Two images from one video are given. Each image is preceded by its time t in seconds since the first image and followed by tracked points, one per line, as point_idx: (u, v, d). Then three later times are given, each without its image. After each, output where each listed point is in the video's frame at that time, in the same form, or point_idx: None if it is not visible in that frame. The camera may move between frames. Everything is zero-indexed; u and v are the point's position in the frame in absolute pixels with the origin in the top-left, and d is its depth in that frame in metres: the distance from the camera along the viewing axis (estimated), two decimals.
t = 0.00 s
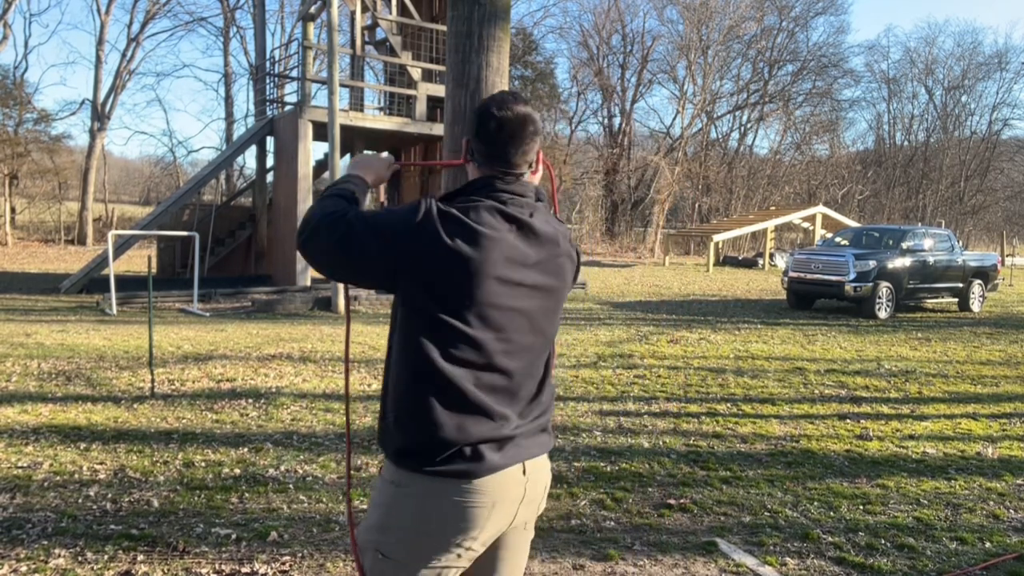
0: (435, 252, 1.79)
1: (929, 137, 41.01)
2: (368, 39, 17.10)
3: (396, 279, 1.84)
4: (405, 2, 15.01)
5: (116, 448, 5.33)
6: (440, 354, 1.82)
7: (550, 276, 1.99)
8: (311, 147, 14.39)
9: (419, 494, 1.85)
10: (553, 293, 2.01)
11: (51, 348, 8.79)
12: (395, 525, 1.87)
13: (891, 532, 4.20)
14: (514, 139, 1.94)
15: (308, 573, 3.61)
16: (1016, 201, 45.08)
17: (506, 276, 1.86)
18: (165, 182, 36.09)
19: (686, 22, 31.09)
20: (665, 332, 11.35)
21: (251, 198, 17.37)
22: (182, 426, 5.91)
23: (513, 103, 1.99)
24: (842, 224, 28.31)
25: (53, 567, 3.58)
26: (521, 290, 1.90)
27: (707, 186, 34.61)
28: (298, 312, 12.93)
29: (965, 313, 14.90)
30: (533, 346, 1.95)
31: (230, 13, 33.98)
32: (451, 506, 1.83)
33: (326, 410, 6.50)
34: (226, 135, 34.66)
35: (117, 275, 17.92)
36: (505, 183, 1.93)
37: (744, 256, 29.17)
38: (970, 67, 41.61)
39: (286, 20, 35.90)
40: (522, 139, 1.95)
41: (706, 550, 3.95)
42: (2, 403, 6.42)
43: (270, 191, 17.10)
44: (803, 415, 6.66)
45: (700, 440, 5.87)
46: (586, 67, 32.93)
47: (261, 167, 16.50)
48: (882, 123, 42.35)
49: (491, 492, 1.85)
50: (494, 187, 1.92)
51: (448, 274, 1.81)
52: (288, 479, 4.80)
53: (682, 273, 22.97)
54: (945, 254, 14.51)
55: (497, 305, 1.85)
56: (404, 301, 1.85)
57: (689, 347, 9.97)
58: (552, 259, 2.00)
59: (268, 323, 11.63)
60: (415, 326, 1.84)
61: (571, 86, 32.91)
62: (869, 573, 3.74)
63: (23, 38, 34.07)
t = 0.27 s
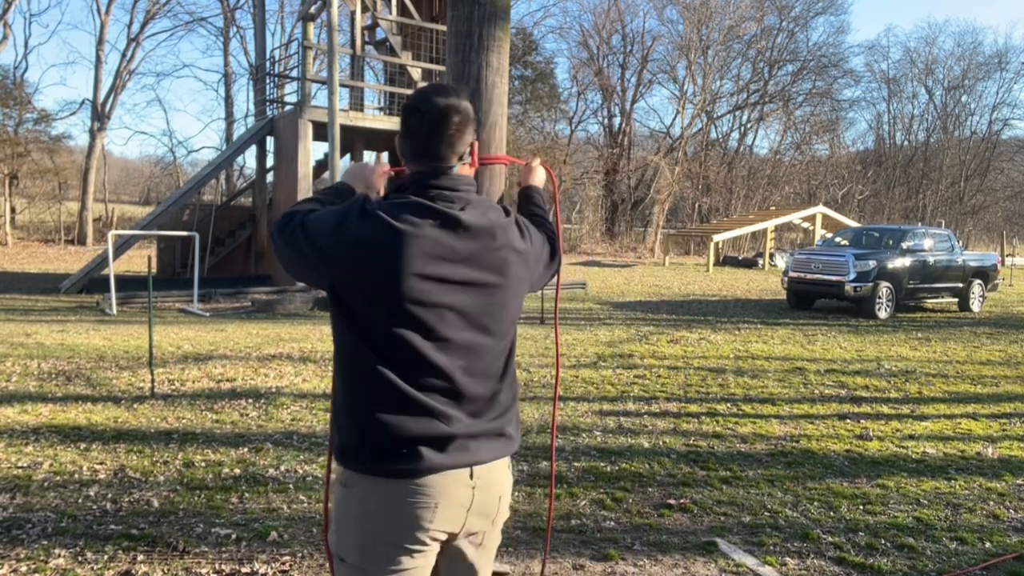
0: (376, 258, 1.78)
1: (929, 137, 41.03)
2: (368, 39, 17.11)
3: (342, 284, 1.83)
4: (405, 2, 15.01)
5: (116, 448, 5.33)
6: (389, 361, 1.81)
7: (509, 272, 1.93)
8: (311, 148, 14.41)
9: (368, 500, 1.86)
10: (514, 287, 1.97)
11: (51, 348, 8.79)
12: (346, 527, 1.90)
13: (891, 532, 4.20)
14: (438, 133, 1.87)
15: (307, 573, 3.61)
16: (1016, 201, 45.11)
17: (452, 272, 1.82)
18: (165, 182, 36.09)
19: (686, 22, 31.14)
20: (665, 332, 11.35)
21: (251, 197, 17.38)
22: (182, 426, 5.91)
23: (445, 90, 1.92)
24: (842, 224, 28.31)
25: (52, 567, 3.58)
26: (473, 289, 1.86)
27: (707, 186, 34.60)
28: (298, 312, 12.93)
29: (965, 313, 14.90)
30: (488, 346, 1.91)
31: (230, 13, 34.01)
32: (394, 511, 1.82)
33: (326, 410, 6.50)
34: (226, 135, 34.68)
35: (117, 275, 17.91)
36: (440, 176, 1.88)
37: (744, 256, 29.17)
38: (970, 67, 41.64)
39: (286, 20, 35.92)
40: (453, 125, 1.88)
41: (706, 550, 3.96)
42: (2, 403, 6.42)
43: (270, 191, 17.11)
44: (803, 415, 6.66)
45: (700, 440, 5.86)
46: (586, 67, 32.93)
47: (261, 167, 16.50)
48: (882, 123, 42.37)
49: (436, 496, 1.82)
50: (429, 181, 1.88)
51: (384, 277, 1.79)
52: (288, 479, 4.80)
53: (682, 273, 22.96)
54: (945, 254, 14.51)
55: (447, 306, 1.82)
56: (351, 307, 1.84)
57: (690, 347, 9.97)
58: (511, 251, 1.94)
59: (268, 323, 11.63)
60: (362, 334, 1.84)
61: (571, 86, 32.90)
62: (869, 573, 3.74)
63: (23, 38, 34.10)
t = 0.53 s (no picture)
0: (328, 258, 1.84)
1: (929, 137, 41.08)
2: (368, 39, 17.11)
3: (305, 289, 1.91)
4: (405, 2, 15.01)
5: (116, 448, 5.33)
6: (348, 362, 1.86)
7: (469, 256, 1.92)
8: (311, 148, 14.41)
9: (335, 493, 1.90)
10: (477, 278, 1.96)
11: (51, 348, 8.79)
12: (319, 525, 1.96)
13: (891, 532, 4.20)
14: (376, 128, 1.90)
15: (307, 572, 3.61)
16: (1016, 201, 45.14)
17: (400, 263, 1.82)
18: (165, 182, 36.08)
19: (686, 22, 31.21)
20: (665, 332, 11.36)
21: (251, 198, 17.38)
22: (182, 426, 5.91)
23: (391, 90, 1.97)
24: (842, 224, 28.30)
25: (53, 567, 3.58)
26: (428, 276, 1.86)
27: (707, 186, 34.61)
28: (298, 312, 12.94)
29: (965, 313, 14.90)
30: (447, 335, 1.90)
31: (230, 13, 34.04)
32: (361, 504, 1.86)
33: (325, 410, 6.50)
34: (226, 135, 34.71)
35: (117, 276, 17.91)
36: (379, 172, 1.91)
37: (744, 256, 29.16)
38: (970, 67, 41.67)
39: (286, 20, 35.99)
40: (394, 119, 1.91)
41: (705, 550, 3.96)
42: (2, 403, 6.42)
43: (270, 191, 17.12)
44: (803, 415, 6.66)
45: (700, 440, 5.87)
46: (586, 67, 32.90)
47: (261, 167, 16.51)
48: (882, 123, 42.39)
49: (400, 485, 1.85)
50: (373, 177, 1.91)
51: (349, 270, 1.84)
52: (288, 479, 4.80)
53: (682, 274, 22.95)
54: (945, 254, 14.51)
55: (400, 296, 1.83)
56: (314, 313, 1.91)
57: (689, 347, 9.97)
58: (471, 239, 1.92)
59: (268, 323, 11.63)
60: (325, 337, 1.90)
61: (571, 86, 32.88)
62: (869, 573, 3.74)
63: (24, 38, 34.25)
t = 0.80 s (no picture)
0: (293, 263, 1.93)
1: (929, 137, 41.09)
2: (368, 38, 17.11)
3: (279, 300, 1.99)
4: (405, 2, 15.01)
5: (117, 448, 5.33)
6: (315, 363, 1.91)
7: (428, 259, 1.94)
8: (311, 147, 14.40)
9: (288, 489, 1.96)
10: (437, 286, 1.97)
11: (50, 348, 8.79)
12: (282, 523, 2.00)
13: (891, 532, 4.20)
14: (349, 142, 2.01)
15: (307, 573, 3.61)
16: (1016, 201, 45.14)
17: (366, 267, 1.88)
18: (165, 181, 36.06)
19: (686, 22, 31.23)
20: (665, 332, 11.35)
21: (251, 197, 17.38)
22: (182, 426, 5.91)
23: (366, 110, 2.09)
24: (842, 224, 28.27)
25: (53, 567, 3.58)
26: (381, 278, 1.89)
27: (707, 186, 34.60)
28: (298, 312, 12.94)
29: (966, 313, 14.90)
30: (401, 337, 1.91)
31: (230, 13, 34.03)
32: (305, 499, 1.90)
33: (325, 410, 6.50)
34: (226, 135, 34.72)
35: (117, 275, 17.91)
36: (354, 184, 2.00)
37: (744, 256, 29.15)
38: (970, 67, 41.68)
39: (286, 20, 36.03)
40: (369, 134, 2.03)
41: (705, 550, 3.96)
42: (2, 403, 6.42)
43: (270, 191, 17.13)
44: (803, 415, 6.66)
45: (700, 440, 5.87)
46: (586, 67, 32.87)
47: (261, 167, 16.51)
48: (882, 123, 42.38)
49: (347, 480, 1.88)
50: (346, 189, 2.00)
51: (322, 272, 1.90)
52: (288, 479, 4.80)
53: (682, 274, 22.94)
54: (945, 254, 14.51)
55: (350, 297, 1.88)
56: (290, 321, 1.99)
57: (690, 347, 9.97)
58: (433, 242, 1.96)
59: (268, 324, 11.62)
60: (297, 344, 1.96)
61: (571, 86, 32.86)
62: (869, 573, 3.74)
63: (23, 38, 34.25)
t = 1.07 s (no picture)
0: (281, 254, 2.06)
1: (929, 137, 41.11)
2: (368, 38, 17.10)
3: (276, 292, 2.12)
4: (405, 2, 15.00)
5: (116, 448, 5.33)
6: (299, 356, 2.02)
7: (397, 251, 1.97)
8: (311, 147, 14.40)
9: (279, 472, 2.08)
10: (412, 280, 2.01)
11: (50, 348, 8.79)
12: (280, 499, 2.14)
13: (891, 532, 4.20)
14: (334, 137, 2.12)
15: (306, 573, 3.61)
16: (1016, 201, 45.13)
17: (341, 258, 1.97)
18: (165, 181, 36.07)
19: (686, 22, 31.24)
20: (664, 331, 11.35)
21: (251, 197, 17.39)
22: (182, 426, 5.91)
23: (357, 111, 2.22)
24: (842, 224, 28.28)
25: (53, 567, 3.58)
26: (350, 267, 1.95)
27: (707, 186, 34.60)
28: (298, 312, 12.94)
29: (966, 313, 14.90)
30: (368, 326, 1.96)
31: (230, 13, 34.04)
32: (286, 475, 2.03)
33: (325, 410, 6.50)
34: (226, 135, 34.73)
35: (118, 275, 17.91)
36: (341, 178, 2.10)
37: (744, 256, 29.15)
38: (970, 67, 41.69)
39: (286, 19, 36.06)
40: (354, 130, 2.12)
41: (706, 550, 3.96)
42: (1, 403, 6.42)
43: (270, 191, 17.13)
44: (803, 415, 6.66)
45: (700, 440, 5.86)
46: (586, 67, 32.86)
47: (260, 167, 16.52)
48: (882, 123, 42.38)
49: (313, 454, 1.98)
50: (333, 185, 2.10)
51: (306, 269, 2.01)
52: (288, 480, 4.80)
53: (682, 273, 22.94)
54: (945, 254, 14.51)
55: (327, 287, 1.97)
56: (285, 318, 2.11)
57: (690, 347, 9.96)
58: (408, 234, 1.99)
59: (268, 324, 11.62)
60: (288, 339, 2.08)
61: (571, 86, 32.84)
62: (869, 573, 3.74)
63: (23, 38, 34.24)
